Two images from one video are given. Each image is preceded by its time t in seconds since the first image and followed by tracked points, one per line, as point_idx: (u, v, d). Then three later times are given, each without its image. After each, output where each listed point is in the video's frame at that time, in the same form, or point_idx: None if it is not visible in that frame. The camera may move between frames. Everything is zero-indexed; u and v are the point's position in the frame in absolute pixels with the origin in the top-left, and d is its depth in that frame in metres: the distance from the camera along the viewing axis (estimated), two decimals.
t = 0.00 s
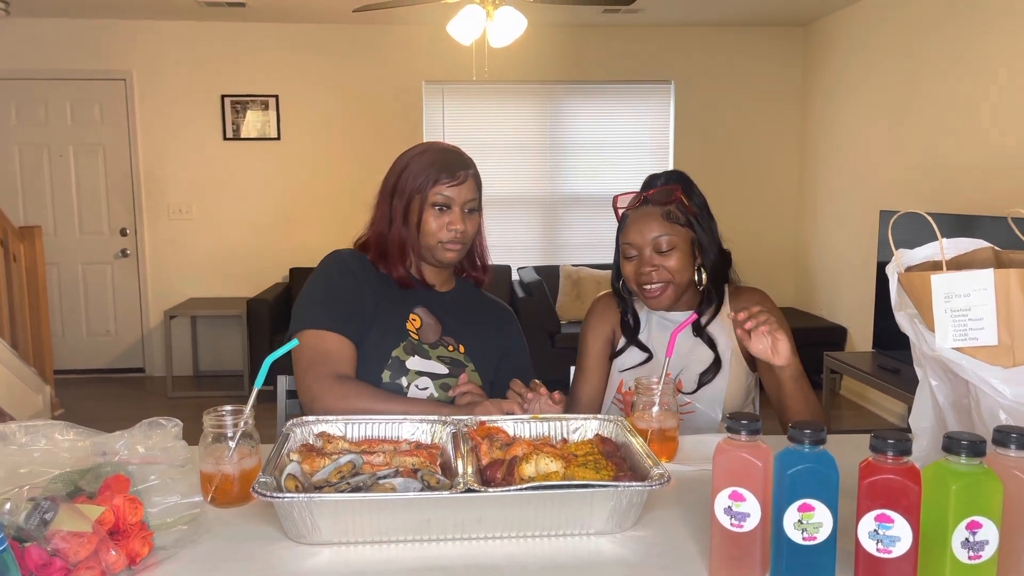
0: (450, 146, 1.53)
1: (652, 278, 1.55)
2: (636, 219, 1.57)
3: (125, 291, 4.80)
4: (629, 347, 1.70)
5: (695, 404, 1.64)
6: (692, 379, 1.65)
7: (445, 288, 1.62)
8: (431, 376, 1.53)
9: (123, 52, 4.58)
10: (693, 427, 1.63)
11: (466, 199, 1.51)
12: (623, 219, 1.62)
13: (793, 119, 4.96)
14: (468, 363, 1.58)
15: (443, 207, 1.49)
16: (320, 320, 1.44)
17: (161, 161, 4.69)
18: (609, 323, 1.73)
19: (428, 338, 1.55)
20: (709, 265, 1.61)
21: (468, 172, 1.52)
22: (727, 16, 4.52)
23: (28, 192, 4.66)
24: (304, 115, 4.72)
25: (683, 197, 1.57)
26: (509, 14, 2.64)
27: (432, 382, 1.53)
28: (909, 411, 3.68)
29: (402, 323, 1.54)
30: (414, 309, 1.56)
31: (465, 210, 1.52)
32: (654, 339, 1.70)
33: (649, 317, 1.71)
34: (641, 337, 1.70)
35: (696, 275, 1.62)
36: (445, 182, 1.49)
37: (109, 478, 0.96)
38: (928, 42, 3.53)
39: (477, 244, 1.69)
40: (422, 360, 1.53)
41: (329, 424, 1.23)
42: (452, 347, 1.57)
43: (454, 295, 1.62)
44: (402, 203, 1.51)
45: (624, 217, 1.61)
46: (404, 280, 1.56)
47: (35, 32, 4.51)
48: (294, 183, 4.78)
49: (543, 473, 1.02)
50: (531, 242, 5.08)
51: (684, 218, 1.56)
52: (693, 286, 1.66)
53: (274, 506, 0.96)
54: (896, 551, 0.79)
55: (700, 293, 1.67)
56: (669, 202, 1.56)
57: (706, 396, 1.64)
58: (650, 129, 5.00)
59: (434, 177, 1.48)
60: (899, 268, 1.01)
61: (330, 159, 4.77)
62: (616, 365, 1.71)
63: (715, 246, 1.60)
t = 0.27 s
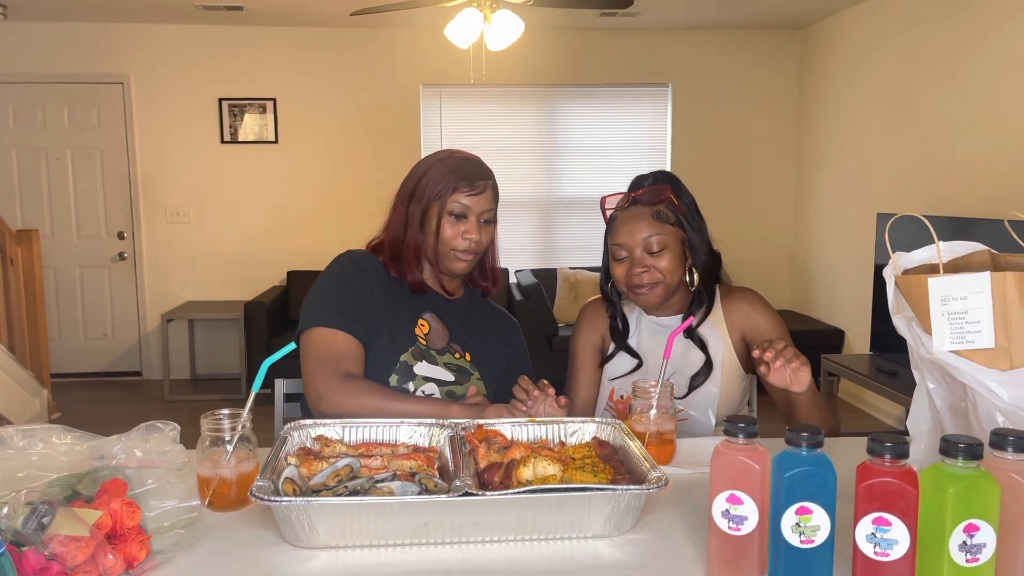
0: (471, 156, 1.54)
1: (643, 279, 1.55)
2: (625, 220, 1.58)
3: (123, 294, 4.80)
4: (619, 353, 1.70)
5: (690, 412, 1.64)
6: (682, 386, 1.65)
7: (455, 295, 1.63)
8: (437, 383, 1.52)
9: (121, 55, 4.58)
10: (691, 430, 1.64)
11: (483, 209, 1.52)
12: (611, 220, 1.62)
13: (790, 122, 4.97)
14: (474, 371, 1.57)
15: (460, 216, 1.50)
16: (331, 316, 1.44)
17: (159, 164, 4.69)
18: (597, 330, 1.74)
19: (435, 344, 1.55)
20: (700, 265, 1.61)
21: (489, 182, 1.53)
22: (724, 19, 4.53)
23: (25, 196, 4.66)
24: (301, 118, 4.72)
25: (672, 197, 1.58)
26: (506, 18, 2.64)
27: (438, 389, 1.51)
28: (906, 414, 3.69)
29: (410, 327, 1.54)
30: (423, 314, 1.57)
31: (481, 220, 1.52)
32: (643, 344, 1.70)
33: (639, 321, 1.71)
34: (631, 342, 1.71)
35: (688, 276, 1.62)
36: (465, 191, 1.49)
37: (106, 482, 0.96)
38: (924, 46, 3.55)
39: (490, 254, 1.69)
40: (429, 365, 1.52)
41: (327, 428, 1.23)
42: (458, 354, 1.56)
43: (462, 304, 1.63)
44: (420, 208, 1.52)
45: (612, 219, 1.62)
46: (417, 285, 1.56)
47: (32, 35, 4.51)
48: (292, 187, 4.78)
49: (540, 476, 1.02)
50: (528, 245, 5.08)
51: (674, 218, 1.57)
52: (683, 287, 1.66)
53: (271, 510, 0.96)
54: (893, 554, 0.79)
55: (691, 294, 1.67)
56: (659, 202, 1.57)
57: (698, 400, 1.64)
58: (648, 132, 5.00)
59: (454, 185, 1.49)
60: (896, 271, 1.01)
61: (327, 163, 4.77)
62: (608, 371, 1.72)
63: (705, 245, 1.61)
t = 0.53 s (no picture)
0: (472, 157, 1.55)
1: (641, 286, 1.55)
2: (620, 223, 1.56)
3: (123, 296, 4.80)
4: (611, 355, 1.72)
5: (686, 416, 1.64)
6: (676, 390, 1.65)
7: (456, 296, 1.64)
8: (439, 384, 1.52)
9: (121, 57, 4.58)
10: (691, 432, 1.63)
11: (485, 209, 1.52)
12: (607, 222, 1.61)
13: (790, 123, 4.98)
14: (475, 372, 1.57)
15: (461, 216, 1.50)
16: (335, 316, 1.44)
17: (158, 165, 4.69)
18: (588, 334, 1.76)
19: (437, 345, 1.55)
20: (696, 265, 1.60)
21: (490, 182, 1.54)
22: (723, 20, 4.53)
23: (25, 198, 4.66)
24: (301, 119, 4.72)
25: (668, 199, 1.56)
26: (506, 19, 2.64)
27: (439, 389, 1.51)
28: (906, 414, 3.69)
29: (412, 328, 1.54)
30: (425, 315, 1.57)
31: (483, 220, 1.53)
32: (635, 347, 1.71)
33: (632, 323, 1.72)
34: (623, 343, 1.72)
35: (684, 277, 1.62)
36: (466, 190, 1.50)
37: (107, 483, 0.96)
38: (924, 46, 3.55)
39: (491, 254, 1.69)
40: (431, 366, 1.52)
41: (327, 429, 1.23)
42: (459, 355, 1.56)
43: (463, 305, 1.63)
44: (420, 208, 1.52)
45: (608, 220, 1.60)
46: (418, 285, 1.56)
47: (32, 37, 4.51)
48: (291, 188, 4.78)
49: (541, 477, 1.02)
50: (528, 246, 5.09)
51: (669, 220, 1.56)
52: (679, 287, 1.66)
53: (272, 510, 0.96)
54: (893, 554, 0.79)
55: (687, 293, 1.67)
56: (655, 205, 1.55)
57: (693, 402, 1.64)
58: (647, 133, 5.01)
59: (455, 185, 1.50)
60: (896, 271, 1.02)
61: (327, 164, 4.77)
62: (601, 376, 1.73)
63: (701, 245, 1.60)
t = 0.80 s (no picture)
0: (462, 154, 1.55)
1: (642, 296, 1.55)
2: (621, 231, 1.55)
3: (124, 297, 4.80)
4: (610, 356, 1.72)
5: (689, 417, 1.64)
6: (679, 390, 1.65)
7: (453, 294, 1.64)
8: (437, 382, 1.52)
9: (121, 58, 4.59)
10: (693, 433, 1.63)
11: (479, 204, 1.52)
12: (607, 228, 1.59)
13: (790, 122, 4.98)
14: (473, 371, 1.57)
15: (455, 212, 1.51)
16: (330, 317, 1.45)
17: (159, 166, 4.69)
18: (588, 337, 1.76)
19: (434, 344, 1.55)
20: (698, 268, 1.59)
21: (482, 177, 1.54)
22: (724, 20, 4.53)
23: (26, 199, 4.66)
24: (302, 120, 4.72)
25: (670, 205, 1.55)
26: (506, 20, 2.64)
27: (437, 388, 1.51)
28: (907, 413, 3.69)
29: (409, 327, 1.53)
30: (421, 315, 1.56)
31: (477, 215, 1.53)
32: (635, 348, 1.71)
33: (632, 325, 1.72)
34: (621, 344, 1.73)
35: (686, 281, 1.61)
36: (459, 187, 1.50)
37: (109, 484, 0.96)
38: (924, 46, 3.55)
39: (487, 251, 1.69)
40: (429, 365, 1.52)
41: (328, 429, 1.23)
42: (457, 354, 1.56)
43: (460, 303, 1.63)
44: (414, 208, 1.52)
45: (608, 226, 1.59)
46: (416, 286, 1.56)
47: (32, 38, 4.51)
48: (292, 188, 4.78)
49: (542, 477, 1.02)
50: (528, 246, 5.08)
51: (672, 227, 1.55)
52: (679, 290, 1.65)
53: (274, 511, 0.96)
54: (895, 554, 0.79)
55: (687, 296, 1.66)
56: (656, 212, 1.53)
57: (694, 405, 1.64)
58: (648, 133, 5.01)
59: (447, 182, 1.50)
60: (897, 270, 1.02)
61: (327, 164, 4.78)
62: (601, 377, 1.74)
63: (703, 249, 1.59)
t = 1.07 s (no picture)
0: (456, 151, 1.55)
1: (649, 267, 1.56)
2: (639, 203, 1.59)
3: (125, 297, 4.80)
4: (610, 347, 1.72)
5: (693, 414, 1.63)
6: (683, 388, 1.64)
7: (451, 292, 1.64)
8: (436, 382, 1.51)
9: (122, 58, 4.59)
10: (697, 432, 1.63)
11: (474, 201, 1.53)
12: (625, 201, 1.63)
13: (791, 121, 4.97)
14: (472, 369, 1.57)
15: (450, 210, 1.51)
16: (329, 317, 1.44)
17: (160, 166, 4.69)
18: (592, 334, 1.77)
19: (433, 343, 1.55)
20: (711, 264, 1.63)
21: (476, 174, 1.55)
22: (724, 19, 4.53)
23: (27, 199, 4.67)
24: (303, 120, 4.72)
25: (692, 187, 1.59)
26: (507, 19, 2.64)
27: (437, 387, 1.51)
28: (910, 412, 3.68)
29: (407, 326, 1.53)
30: (419, 314, 1.56)
31: (472, 211, 1.54)
32: (639, 342, 1.71)
33: (637, 321, 1.72)
34: (622, 337, 1.72)
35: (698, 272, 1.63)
36: (453, 184, 1.51)
37: (110, 484, 0.96)
38: (926, 44, 3.54)
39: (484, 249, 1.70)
40: (428, 364, 1.52)
41: (330, 429, 1.23)
42: (456, 353, 1.56)
43: (459, 301, 1.63)
44: (409, 207, 1.53)
45: (627, 200, 1.63)
46: (414, 285, 1.56)
47: (33, 38, 4.51)
48: (293, 188, 4.78)
49: (544, 477, 1.02)
50: (530, 246, 5.08)
51: (689, 209, 1.58)
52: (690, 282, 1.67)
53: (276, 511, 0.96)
54: (898, 553, 0.79)
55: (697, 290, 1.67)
56: (678, 190, 1.57)
57: (699, 401, 1.63)
58: (649, 132, 5.00)
59: (441, 180, 1.50)
60: (899, 269, 1.02)
61: (328, 164, 4.78)
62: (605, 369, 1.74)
63: (719, 245, 1.62)
